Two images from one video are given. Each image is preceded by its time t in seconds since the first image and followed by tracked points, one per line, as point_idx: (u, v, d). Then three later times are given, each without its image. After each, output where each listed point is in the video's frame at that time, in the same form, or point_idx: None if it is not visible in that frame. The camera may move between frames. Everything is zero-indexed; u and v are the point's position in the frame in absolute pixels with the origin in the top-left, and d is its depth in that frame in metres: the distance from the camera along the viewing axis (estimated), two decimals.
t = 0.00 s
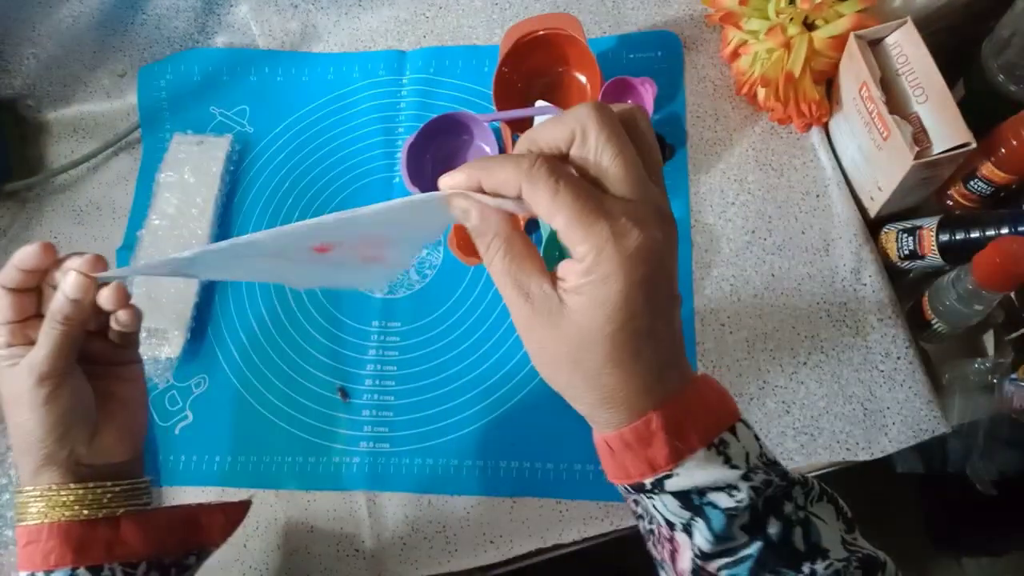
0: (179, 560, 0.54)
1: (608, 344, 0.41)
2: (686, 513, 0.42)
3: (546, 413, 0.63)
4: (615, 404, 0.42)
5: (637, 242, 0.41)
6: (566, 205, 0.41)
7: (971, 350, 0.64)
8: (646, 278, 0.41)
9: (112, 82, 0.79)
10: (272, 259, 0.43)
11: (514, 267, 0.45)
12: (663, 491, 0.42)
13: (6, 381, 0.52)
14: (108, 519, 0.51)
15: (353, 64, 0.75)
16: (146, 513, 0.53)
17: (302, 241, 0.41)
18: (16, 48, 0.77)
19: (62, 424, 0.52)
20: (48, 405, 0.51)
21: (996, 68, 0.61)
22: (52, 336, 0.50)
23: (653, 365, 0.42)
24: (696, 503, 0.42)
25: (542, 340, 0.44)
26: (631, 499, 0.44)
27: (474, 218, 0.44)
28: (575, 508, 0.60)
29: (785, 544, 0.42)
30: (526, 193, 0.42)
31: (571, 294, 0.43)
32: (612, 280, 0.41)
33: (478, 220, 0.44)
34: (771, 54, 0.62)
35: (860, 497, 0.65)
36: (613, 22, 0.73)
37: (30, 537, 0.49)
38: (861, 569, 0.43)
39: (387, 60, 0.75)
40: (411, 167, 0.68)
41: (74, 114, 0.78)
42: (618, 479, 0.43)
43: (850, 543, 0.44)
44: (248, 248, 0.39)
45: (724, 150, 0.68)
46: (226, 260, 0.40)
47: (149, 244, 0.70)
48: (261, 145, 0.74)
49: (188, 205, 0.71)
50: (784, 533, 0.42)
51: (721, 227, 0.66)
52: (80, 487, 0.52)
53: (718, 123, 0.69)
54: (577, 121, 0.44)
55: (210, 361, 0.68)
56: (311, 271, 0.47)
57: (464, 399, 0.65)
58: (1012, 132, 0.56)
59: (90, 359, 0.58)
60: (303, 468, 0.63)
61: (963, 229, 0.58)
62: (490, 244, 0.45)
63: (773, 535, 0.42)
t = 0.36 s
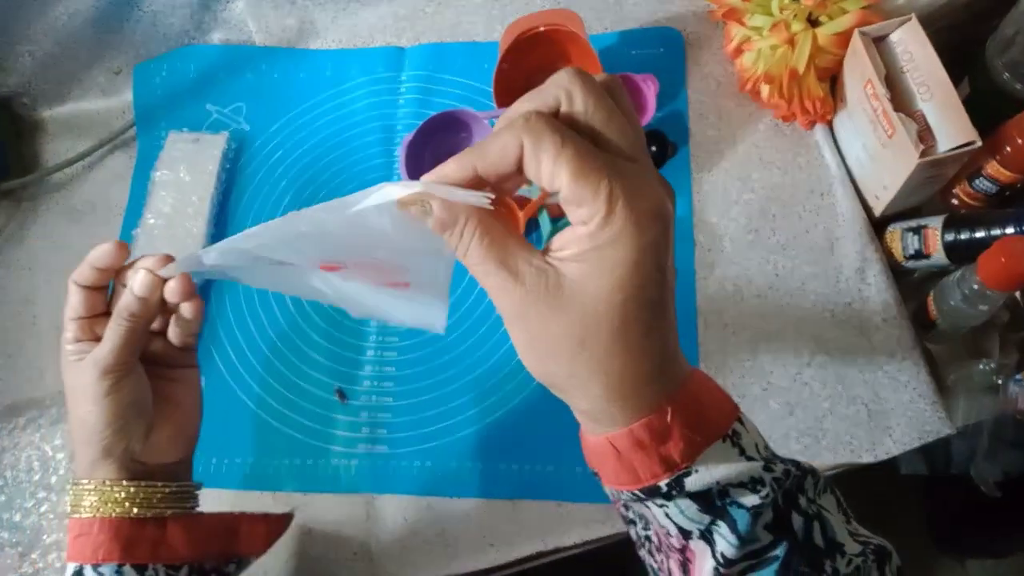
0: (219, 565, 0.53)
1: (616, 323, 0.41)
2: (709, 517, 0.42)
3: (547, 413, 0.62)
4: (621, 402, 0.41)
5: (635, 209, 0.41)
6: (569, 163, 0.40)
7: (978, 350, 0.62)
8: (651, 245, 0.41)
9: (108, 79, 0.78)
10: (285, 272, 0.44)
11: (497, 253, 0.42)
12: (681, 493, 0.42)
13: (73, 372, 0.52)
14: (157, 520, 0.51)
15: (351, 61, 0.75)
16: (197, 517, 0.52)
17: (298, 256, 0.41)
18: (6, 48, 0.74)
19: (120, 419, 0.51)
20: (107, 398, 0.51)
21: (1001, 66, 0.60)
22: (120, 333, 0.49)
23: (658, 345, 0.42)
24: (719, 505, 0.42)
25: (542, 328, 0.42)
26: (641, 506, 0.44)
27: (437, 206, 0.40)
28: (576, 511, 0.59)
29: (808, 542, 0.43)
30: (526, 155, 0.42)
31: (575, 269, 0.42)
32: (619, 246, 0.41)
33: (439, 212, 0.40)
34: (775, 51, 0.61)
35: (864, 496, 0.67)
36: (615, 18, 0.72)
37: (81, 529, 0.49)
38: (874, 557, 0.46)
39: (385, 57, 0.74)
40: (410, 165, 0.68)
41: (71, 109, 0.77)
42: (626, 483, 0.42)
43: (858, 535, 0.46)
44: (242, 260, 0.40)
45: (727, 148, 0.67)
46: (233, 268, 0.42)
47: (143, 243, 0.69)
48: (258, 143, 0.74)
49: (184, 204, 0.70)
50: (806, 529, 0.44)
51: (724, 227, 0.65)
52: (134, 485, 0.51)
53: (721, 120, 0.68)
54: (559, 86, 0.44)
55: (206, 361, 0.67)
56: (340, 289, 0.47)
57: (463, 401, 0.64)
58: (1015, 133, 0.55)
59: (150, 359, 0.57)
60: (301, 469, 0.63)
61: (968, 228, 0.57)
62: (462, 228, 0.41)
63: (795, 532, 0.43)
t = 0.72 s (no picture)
0: (223, 559, 0.54)
1: (619, 295, 0.42)
2: (713, 490, 0.43)
3: (547, 410, 0.63)
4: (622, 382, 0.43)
5: (627, 188, 0.43)
6: (564, 139, 0.43)
7: (969, 349, 0.64)
8: (643, 223, 0.43)
9: (114, 83, 0.79)
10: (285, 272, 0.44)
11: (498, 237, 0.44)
12: (687, 466, 0.43)
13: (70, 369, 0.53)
14: (158, 514, 0.52)
15: (354, 66, 0.76)
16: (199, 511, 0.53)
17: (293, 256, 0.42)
18: (18, 52, 0.76)
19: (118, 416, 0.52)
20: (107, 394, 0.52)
21: (994, 69, 0.61)
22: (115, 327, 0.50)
23: (657, 315, 0.43)
24: (725, 478, 0.42)
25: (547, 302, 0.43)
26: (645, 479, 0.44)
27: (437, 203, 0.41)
28: (575, 507, 0.60)
29: (810, 517, 0.44)
30: (524, 135, 0.44)
31: (575, 248, 0.43)
32: (616, 221, 0.43)
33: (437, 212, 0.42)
34: (770, 56, 0.63)
35: (864, 491, 0.68)
36: (613, 24, 0.74)
37: (83, 526, 0.50)
38: (872, 537, 0.47)
39: (387, 62, 0.75)
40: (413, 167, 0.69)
41: (78, 114, 0.79)
42: (633, 458, 0.43)
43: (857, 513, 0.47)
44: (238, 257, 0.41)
45: (723, 151, 0.68)
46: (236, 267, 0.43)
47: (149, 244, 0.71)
48: (263, 146, 0.75)
49: (191, 206, 0.72)
50: (808, 505, 0.44)
51: (719, 228, 0.66)
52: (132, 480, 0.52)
53: (716, 124, 0.69)
54: (553, 67, 0.47)
55: (211, 360, 0.68)
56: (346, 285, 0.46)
57: (464, 399, 0.65)
58: (1011, 133, 0.56)
59: (149, 352, 0.59)
60: (305, 466, 0.64)
61: (960, 228, 0.58)
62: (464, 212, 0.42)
63: (798, 507, 0.44)
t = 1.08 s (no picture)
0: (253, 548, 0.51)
1: (501, 258, 0.41)
2: (635, 459, 0.39)
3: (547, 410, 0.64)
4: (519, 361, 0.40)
5: (487, 152, 0.44)
6: (419, 130, 0.46)
7: (970, 350, 0.63)
8: (505, 187, 0.43)
9: (115, 83, 0.79)
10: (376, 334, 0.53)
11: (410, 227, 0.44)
12: (607, 435, 0.39)
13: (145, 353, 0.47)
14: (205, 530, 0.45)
15: (354, 66, 0.76)
16: (231, 522, 0.47)
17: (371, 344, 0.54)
18: (18, 52, 0.77)
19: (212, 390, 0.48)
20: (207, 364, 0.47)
21: (994, 69, 0.61)
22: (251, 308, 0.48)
23: (543, 273, 0.41)
24: (642, 446, 0.38)
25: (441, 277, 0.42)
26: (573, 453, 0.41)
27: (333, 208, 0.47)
28: (576, 507, 0.60)
29: (739, 477, 0.39)
30: (387, 136, 0.48)
31: (455, 218, 0.42)
32: (478, 183, 0.43)
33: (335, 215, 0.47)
34: (770, 56, 0.63)
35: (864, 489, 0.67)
36: (613, 24, 0.74)
37: (115, 542, 0.42)
38: (810, 492, 0.41)
39: (388, 62, 0.75)
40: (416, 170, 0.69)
41: (78, 115, 0.79)
42: (555, 429, 0.39)
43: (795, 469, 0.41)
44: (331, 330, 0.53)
45: (723, 151, 0.68)
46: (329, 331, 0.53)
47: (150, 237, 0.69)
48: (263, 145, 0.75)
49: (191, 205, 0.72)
50: (736, 466, 0.39)
51: (720, 229, 0.66)
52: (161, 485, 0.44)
53: (716, 124, 0.69)
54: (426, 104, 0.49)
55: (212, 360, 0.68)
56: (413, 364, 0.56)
57: (464, 399, 0.65)
58: (1012, 133, 0.56)
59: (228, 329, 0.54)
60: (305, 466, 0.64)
61: (960, 228, 0.58)
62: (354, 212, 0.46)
63: (726, 470, 0.39)
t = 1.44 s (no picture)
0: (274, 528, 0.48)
1: (521, 207, 0.40)
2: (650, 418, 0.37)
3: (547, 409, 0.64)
4: (538, 311, 0.39)
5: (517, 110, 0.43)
6: (450, 101, 0.44)
7: (967, 349, 0.63)
8: (528, 144, 0.42)
9: (116, 84, 0.79)
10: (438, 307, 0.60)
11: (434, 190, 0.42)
12: (625, 390, 0.37)
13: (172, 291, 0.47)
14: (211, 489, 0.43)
15: (354, 68, 0.76)
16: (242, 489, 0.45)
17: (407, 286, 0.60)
18: (18, 52, 0.76)
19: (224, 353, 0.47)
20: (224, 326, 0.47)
21: (992, 70, 0.61)
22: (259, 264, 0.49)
23: (557, 228, 0.40)
24: (658, 401, 0.37)
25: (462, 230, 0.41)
26: (576, 419, 0.39)
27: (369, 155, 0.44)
28: (575, 506, 0.60)
29: (745, 439, 0.38)
30: (406, 110, 0.46)
31: (480, 168, 0.42)
32: (509, 136, 0.42)
33: (373, 156, 0.44)
34: (769, 56, 0.63)
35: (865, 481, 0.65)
36: (613, 25, 0.74)
37: (113, 494, 0.41)
38: (807, 460, 0.41)
39: (389, 64, 0.76)
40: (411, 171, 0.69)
41: (78, 116, 0.79)
42: (572, 383, 0.38)
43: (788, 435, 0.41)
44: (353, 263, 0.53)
45: (722, 151, 0.69)
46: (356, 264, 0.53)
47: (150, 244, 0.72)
48: (264, 146, 0.75)
49: (192, 206, 0.72)
50: (742, 429, 0.39)
51: (718, 229, 0.66)
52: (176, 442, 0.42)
53: (715, 125, 0.70)
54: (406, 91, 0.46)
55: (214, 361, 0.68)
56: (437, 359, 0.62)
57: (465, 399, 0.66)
58: (1010, 133, 0.56)
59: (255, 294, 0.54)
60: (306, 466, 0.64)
61: (959, 229, 0.58)
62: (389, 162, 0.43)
63: (734, 430, 0.38)
